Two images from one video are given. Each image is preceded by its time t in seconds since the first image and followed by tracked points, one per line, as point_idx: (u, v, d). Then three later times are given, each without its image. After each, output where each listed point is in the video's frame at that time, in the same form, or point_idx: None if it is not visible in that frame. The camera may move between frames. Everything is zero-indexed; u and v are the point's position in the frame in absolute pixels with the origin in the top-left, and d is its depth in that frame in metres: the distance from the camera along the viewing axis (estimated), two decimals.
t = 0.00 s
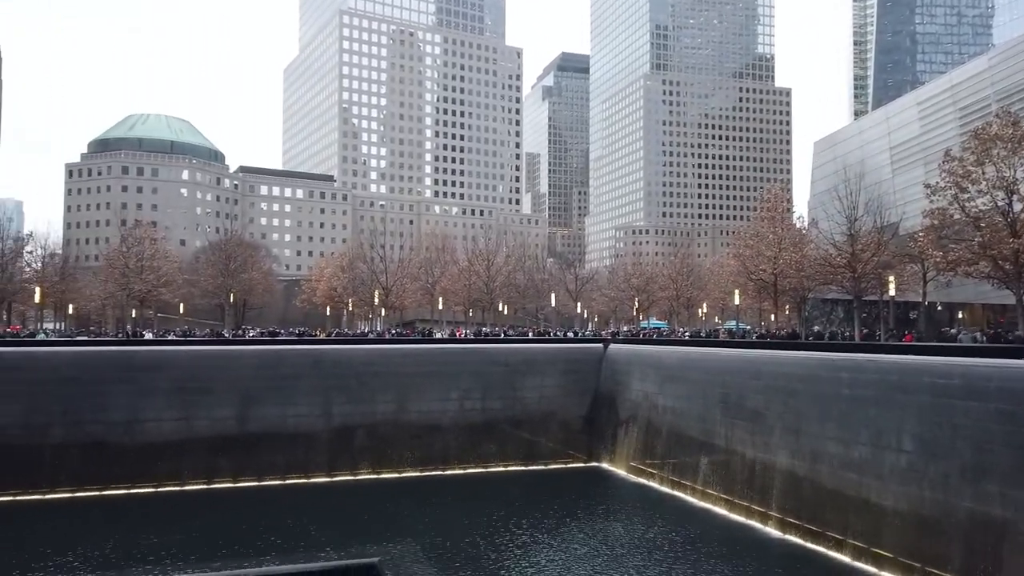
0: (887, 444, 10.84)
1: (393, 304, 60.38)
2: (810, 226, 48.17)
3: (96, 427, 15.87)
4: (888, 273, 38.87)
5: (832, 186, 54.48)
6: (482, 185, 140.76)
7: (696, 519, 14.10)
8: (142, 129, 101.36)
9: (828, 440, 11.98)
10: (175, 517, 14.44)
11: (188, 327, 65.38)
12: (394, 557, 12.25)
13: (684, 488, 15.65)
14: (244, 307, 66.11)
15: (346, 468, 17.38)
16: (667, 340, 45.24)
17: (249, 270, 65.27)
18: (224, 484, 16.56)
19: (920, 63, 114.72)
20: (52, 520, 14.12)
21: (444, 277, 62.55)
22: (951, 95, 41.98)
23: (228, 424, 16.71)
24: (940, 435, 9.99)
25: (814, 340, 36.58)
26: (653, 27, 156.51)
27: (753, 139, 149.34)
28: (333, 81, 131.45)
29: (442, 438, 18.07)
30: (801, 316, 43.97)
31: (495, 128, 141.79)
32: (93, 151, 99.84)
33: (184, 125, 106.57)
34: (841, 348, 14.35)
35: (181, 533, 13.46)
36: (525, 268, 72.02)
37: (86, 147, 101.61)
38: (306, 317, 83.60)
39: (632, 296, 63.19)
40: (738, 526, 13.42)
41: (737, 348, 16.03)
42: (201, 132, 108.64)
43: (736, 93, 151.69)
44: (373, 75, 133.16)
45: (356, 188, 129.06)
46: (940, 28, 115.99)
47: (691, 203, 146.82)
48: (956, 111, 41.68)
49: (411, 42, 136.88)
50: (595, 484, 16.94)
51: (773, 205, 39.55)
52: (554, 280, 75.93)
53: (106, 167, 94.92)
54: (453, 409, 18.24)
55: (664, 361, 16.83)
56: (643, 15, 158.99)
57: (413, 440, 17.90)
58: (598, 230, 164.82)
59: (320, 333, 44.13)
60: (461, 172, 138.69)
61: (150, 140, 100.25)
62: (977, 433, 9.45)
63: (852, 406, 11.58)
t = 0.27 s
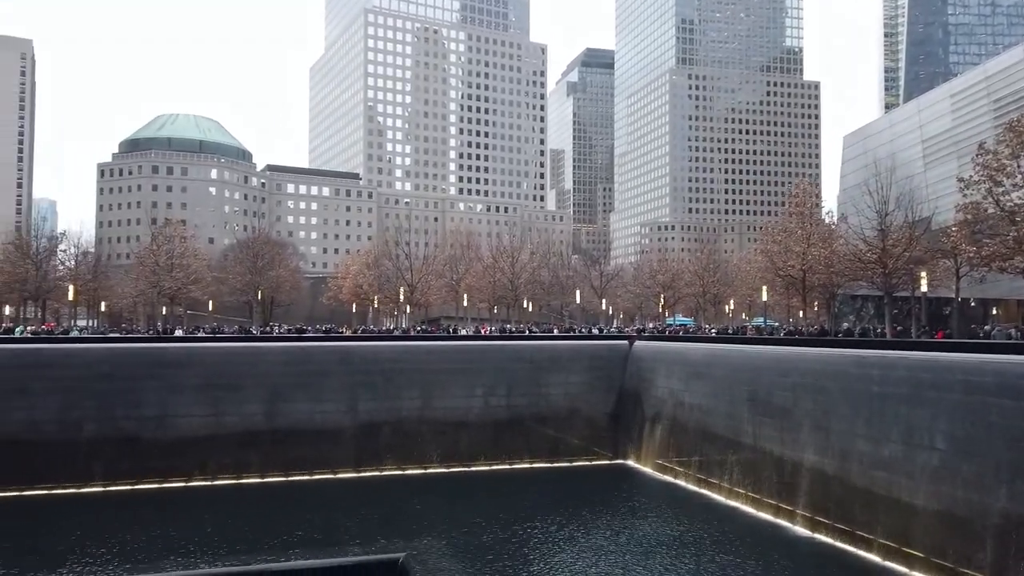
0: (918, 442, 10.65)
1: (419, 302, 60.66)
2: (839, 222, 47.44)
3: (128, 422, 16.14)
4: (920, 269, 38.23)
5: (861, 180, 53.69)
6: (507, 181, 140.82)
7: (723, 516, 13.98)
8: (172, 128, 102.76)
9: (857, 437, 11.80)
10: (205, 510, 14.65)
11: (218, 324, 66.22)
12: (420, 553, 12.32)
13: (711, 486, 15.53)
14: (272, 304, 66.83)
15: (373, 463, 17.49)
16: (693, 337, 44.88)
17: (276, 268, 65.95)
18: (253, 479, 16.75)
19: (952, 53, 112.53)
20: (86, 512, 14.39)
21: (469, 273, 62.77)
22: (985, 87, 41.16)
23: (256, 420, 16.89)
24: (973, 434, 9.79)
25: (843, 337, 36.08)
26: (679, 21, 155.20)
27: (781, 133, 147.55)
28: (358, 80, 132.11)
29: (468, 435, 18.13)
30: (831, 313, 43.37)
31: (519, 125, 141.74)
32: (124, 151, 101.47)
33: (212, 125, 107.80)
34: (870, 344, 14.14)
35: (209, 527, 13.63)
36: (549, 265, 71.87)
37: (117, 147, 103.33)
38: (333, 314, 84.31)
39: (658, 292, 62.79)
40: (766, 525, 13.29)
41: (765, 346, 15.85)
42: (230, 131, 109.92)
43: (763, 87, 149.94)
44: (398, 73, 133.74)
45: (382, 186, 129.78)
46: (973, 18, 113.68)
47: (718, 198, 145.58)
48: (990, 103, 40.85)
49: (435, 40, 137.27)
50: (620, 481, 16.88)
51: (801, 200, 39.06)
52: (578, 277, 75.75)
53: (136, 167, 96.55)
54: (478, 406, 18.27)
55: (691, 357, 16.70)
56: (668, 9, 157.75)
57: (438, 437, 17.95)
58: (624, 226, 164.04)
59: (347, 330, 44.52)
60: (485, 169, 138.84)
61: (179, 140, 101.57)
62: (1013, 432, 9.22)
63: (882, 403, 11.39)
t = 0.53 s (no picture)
0: (952, 442, 10.45)
1: (444, 299, 60.80)
2: (870, 217, 46.64)
3: (160, 417, 16.39)
4: (953, 264, 37.47)
5: (893, 174, 52.80)
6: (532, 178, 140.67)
7: (751, 515, 13.84)
8: (200, 127, 103.99)
9: (889, 435, 11.62)
10: (235, 505, 14.82)
11: (246, 321, 66.95)
12: (445, 548, 12.32)
13: (739, 484, 15.38)
14: (299, 301, 67.45)
15: (399, 459, 17.60)
16: (720, 333, 44.45)
17: (303, 266, 66.49)
18: (281, 474, 16.93)
19: (987, 44, 110.19)
20: (120, 506, 14.64)
21: (494, 270, 62.84)
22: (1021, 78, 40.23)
23: (285, 415, 17.07)
24: (1009, 434, 9.58)
25: (873, 333, 35.50)
26: (705, 14, 153.49)
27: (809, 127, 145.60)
28: (383, 77, 132.59)
29: (494, 431, 18.16)
30: (861, 309, 42.70)
31: (544, 121, 141.45)
32: (154, 151, 102.94)
33: (240, 124, 108.81)
34: (902, 341, 13.93)
35: (239, 522, 13.79)
36: (575, 261, 71.54)
37: (148, 147, 104.87)
38: (359, 311, 84.88)
39: (685, 288, 62.34)
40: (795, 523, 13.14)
41: (794, 342, 15.69)
42: (258, 131, 111.05)
43: (792, 81, 148.00)
44: (423, 71, 134.12)
45: (407, 183, 130.37)
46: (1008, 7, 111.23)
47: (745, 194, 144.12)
48: None
49: (460, 37, 137.44)
50: (646, 478, 16.79)
51: (831, 194, 38.42)
52: (604, 273, 75.47)
53: (166, 166, 98.03)
54: (504, 403, 18.28)
55: (718, 355, 16.54)
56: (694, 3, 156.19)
57: (464, 433, 17.99)
58: (650, 223, 163.04)
59: (374, 327, 44.78)
60: (510, 165, 138.80)
61: (207, 139, 102.74)
62: None
63: (914, 402, 11.19)
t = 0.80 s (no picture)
0: (985, 442, 10.26)
1: (469, 296, 60.93)
2: (901, 212, 45.85)
3: (189, 413, 16.62)
4: (986, 260, 36.72)
5: (924, 169, 51.94)
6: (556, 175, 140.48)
7: (777, 514, 13.70)
8: (228, 127, 104.98)
9: (920, 434, 11.43)
10: (262, 501, 14.98)
11: (273, 318, 67.61)
12: (470, 545, 12.34)
13: (766, 483, 15.23)
14: (325, 299, 68.03)
15: (424, 456, 17.66)
16: (746, 330, 44.03)
17: (329, 263, 67.03)
18: (307, 470, 17.08)
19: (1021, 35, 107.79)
20: (149, 500, 14.86)
21: (518, 267, 62.91)
22: None
23: (311, 412, 17.22)
24: None
25: (904, 330, 34.93)
26: (731, 8, 151.39)
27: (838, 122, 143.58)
28: (407, 76, 133.08)
29: (518, 428, 18.17)
30: (892, 306, 42.02)
31: (568, 117, 141.11)
32: (183, 150, 104.38)
33: (266, 123, 109.79)
34: (933, 339, 13.68)
35: (267, 517, 13.95)
36: (600, 258, 71.28)
37: (176, 146, 106.38)
38: (384, 308, 85.37)
39: (710, 284, 61.89)
40: (824, 523, 12.97)
41: (822, 340, 15.48)
42: (284, 130, 111.93)
43: (820, 75, 145.98)
44: (446, 69, 134.38)
45: (431, 181, 130.85)
46: None
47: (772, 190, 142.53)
48: None
49: (484, 34, 137.49)
50: (671, 477, 16.68)
51: (861, 190, 37.80)
52: (628, 270, 75.17)
53: (194, 166, 99.42)
54: (528, 401, 18.28)
55: (744, 352, 16.39)
56: None
57: (489, 431, 18.02)
58: (675, 219, 161.93)
59: (398, 324, 45.00)
60: (534, 162, 138.67)
61: (235, 138, 103.80)
62: None
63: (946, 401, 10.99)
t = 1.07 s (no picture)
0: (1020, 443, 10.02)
1: (493, 294, 60.94)
2: (934, 208, 44.85)
3: (218, 410, 16.82)
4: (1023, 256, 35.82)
5: (957, 165, 50.87)
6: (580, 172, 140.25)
7: (806, 514, 13.55)
8: (255, 127, 105.74)
9: (953, 433, 11.20)
10: (290, 496, 15.12)
11: (300, 316, 68.22)
12: (496, 543, 12.32)
13: (793, 481, 15.10)
14: (351, 296, 68.55)
15: (449, 454, 17.72)
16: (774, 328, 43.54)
17: (355, 261, 67.49)
18: (333, 466, 17.21)
19: None
20: (177, 495, 15.06)
21: (542, 265, 62.84)
22: None
23: (337, 409, 17.35)
24: None
25: (936, 327, 34.27)
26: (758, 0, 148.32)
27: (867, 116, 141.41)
28: (432, 74, 133.45)
29: (542, 425, 18.15)
30: (924, 303, 41.26)
31: (593, 114, 140.71)
32: (211, 150, 105.68)
33: (293, 123, 110.58)
34: (965, 337, 13.40)
35: (294, 513, 14.06)
36: (625, 256, 70.93)
37: (205, 146, 107.76)
38: (409, 306, 85.85)
39: (737, 281, 61.36)
40: (854, 523, 12.76)
41: (852, 337, 15.27)
42: (310, 129, 112.60)
43: (849, 68, 143.75)
44: (471, 67, 134.45)
45: (455, 179, 131.12)
46: None
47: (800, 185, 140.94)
48: None
49: (508, 31, 137.32)
50: (697, 476, 16.54)
51: (891, 184, 37.14)
52: (654, 268, 74.72)
53: (223, 166, 100.81)
54: (553, 398, 18.26)
55: (772, 350, 16.19)
56: None
57: (513, 428, 18.02)
58: (701, 216, 160.67)
59: (423, 322, 45.19)
60: (558, 159, 138.50)
61: (262, 138, 104.71)
62: None
63: (980, 400, 10.76)
